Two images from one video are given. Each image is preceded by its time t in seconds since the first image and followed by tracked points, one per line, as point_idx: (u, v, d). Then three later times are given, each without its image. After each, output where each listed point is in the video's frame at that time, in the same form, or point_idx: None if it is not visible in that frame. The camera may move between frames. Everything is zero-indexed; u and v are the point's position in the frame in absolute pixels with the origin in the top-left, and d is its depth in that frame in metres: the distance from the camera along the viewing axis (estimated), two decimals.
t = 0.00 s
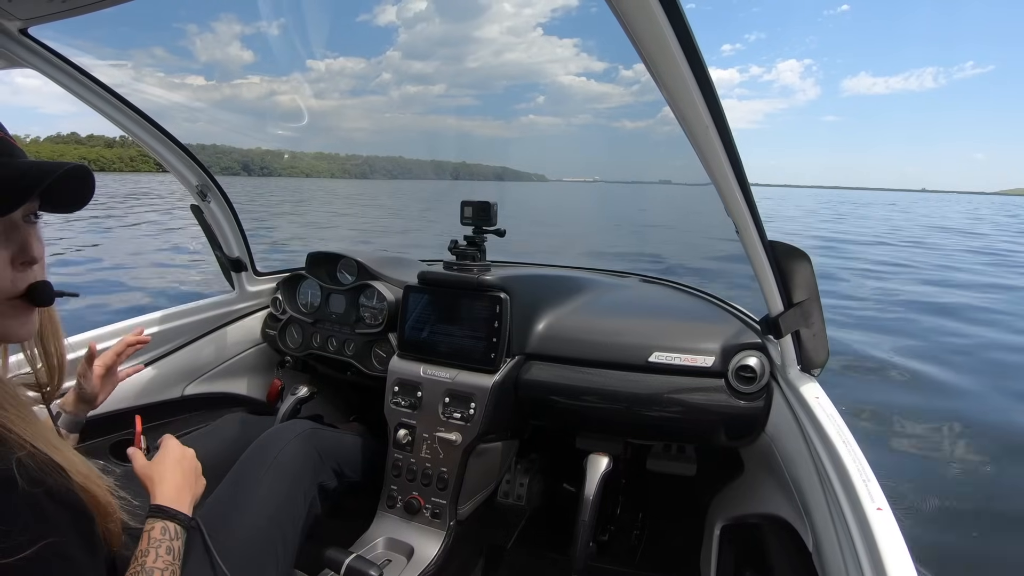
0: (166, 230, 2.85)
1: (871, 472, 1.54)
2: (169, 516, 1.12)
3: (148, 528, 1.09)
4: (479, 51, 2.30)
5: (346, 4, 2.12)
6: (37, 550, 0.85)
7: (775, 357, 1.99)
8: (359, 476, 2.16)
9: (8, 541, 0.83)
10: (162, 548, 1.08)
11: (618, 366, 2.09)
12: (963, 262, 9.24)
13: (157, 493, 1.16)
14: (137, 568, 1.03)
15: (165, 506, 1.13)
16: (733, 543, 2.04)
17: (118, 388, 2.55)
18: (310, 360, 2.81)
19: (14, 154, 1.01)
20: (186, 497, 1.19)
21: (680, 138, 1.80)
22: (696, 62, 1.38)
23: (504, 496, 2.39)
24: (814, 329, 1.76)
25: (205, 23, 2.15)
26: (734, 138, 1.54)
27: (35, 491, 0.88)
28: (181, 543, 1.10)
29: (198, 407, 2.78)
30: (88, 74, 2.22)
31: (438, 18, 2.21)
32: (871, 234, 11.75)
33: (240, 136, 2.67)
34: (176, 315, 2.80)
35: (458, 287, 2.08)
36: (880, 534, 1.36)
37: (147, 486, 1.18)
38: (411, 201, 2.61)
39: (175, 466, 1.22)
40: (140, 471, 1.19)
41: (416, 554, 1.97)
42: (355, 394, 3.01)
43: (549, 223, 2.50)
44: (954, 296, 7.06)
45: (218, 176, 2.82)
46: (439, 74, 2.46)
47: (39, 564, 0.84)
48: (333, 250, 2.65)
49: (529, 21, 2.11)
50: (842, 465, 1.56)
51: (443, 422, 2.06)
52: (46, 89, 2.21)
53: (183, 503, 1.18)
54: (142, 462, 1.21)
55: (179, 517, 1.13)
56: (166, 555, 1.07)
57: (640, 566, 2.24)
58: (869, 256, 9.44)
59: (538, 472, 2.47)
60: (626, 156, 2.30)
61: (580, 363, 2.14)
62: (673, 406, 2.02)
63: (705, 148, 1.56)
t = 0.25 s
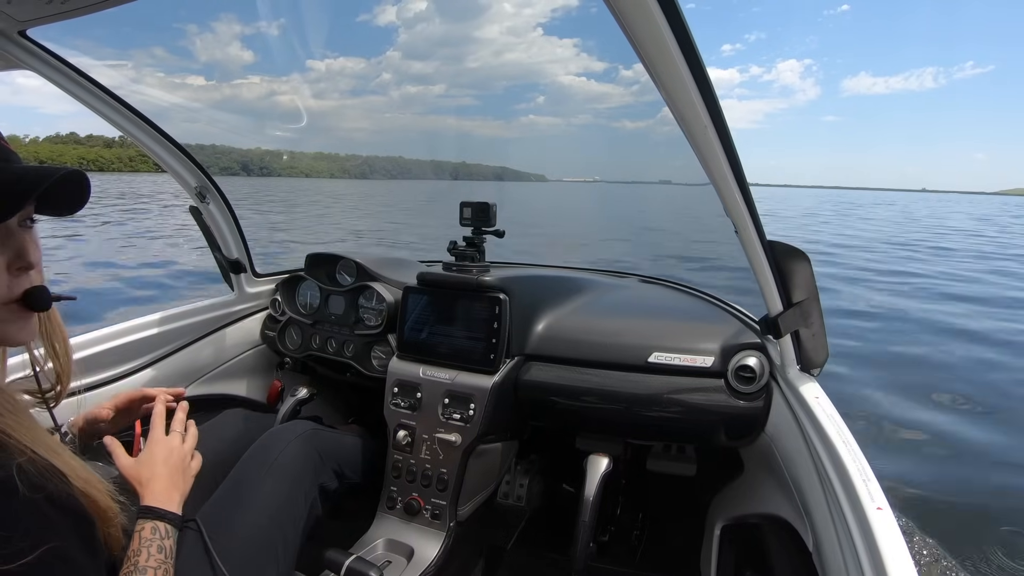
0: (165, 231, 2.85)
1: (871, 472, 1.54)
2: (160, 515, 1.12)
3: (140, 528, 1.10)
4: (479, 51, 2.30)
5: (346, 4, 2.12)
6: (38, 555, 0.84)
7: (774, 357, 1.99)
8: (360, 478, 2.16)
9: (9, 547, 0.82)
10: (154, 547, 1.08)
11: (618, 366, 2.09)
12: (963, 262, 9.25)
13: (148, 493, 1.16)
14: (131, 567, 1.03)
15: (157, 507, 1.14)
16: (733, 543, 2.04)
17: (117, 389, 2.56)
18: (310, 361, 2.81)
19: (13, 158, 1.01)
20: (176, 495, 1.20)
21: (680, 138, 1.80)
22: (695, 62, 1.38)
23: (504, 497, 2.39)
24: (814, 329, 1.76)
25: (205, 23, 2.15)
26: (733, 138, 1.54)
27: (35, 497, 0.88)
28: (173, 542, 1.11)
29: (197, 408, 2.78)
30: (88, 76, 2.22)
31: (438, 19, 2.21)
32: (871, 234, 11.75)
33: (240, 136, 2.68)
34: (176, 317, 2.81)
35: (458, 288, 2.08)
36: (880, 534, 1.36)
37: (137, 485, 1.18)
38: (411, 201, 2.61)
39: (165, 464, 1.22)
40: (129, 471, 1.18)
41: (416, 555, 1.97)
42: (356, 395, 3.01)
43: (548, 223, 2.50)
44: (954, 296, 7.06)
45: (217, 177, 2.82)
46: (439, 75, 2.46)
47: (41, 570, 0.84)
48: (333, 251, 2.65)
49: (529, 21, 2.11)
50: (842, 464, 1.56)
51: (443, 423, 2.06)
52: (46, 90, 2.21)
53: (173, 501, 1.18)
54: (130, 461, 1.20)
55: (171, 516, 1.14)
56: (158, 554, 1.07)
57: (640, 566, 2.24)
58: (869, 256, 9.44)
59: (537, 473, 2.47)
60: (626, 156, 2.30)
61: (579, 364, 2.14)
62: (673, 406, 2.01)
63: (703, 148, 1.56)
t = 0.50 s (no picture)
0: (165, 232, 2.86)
1: (870, 471, 1.54)
2: (162, 518, 1.12)
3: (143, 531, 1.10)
4: (480, 51, 2.30)
5: (346, 4, 2.12)
6: (36, 559, 0.87)
7: (774, 357, 1.99)
8: (360, 478, 2.16)
9: (7, 554, 0.85)
10: (156, 549, 1.08)
11: (617, 366, 2.09)
12: (963, 262, 9.24)
13: (151, 495, 1.16)
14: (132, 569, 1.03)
15: (160, 509, 1.14)
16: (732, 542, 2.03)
17: (117, 389, 2.57)
18: (309, 361, 2.81)
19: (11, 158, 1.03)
20: (179, 496, 1.19)
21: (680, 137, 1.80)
22: (693, 63, 1.38)
23: (504, 497, 2.36)
24: (813, 329, 1.76)
25: (205, 24, 2.15)
26: (731, 138, 1.54)
27: (34, 501, 0.90)
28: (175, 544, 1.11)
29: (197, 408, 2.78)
30: (87, 77, 2.23)
31: (438, 19, 2.21)
32: (871, 233, 11.74)
33: (239, 137, 2.68)
34: (174, 317, 2.82)
35: (457, 288, 2.08)
36: (879, 533, 1.36)
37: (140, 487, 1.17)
38: (411, 201, 2.61)
39: (167, 466, 1.22)
40: (131, 474, 1.18)
41: (416, 555, 1.97)
42: (355, 396, 3.01)
43: (547, 223, 2.50)
44: (955, 296, 7.05)
45: (216, 177, 2.82)
46: (439, 75, 2.46)
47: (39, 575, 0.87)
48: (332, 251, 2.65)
49: (530, 21, 2.11)
50: (841, 463, 1.56)
51: (442, 423, 2.06)
52: (46, 90, 2.21)
53: (176, 503, 1.18)
54: (132, 464, 1.19)
55: (174, 518, 1.14)
56: (159, 556, 1.07)
57: (640, 565, 2.24)
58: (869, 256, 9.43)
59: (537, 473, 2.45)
60: (626, 155, 2.30)
61: (578, 363, 2.14)
62: (672, 406, 2.01)
63: (702, 148, 1.56)
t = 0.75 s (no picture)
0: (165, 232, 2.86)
1: (870, 472, 1.54)
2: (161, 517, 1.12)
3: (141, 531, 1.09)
4: (481, 51, 2.30)
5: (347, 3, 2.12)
6: (36, 559, 0.87)
7: (773, 357, 1.98)
8: (359, 479, 2.16)
9: (8, 552, 0.85)
10: (155, 548, 1.08)
11: (616, 366, 2.09)
12: (964, 262, 9.24)
13: (150, 495, 1.16)
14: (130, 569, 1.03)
15: (159, 509, 1.14)
16: (731, 542, 2.03)
17: (117, 389, 2.57)
18: (309, 361, 2.81)
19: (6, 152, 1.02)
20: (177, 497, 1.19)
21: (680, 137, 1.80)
22: (693, 64, 1.38)
23: (503, 498, 2.31)
24: (812, 329, 1.76)
25: (206, 23, 2.15)
26: (730, 139, 1.54)
27: (35, 500, 0.89)
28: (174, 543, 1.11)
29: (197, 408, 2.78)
30: (87, 78, 2.24)
31: (439, 19, 2.21)
32: (872, 233, 11.73)
33: (240, 137, 2.68)
34: (174, 317, 2.81)
35: (457, 288, 2.08)
36: (877, 534, 1.36)
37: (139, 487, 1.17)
38: (411, 201, 2.61)
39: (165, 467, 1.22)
40: (128, 475, 1.17)
41: (415, 555, 1.97)
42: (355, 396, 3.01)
43: (547, 223, 2.50)
44: (956, 295, 7.05)
45: (216, 176, 2.82)
46: (440, 75, 2.46)
47: None
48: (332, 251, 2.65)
49: (531, 21, 2.10)
50: (840, 464, 1.56)
51: (442, 424, 2.06)
52: (46, 90, 2.22)
53: (173, 503, 1.18)
54: (129, 465, 1.19)
55: (173, 518, 1.13)
56: (158, 555, 1.07)
57: (639, 565, 2.24)
58: (870, 255, 9.42)
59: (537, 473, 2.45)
60: (626, 155, 2.30)
61: (577, 363, 2.14)
62: (672, 406, 2.01)
63: (702, 149, 1.56)
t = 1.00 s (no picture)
0: (165, 232, 2.86)
1: (869, 472, 1.54)
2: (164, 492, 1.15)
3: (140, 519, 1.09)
4: (482, 51, 2.30)
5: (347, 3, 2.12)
6: (36, 542, 0.83)
7: (773, 357, 1.98)
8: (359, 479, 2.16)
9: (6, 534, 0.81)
10: (161, 523, 1.10)
11: (616, 367, 2.09)
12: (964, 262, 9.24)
13: (156, 471, 1.19)
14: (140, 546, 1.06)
15: (161, 482, 1.17)
16: (730, 543, 2.03)
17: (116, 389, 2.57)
18: (309, 361, 2.81)
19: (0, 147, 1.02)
20: (182, 469, 1.22)
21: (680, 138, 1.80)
22: (693, 65, 1.38)
23: (503, 498, 2.31)
24: (812, 329, 1.76)
25: (207, 23, 2.15)
26: (731, 140, 1.54)
27: (33, 486, 0.86)
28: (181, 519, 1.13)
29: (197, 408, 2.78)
30: (87, 78, 2.24)
31: (440, 18, 2.21)
32: (873, 233, 11.73)
33: (240, 137, 2.68)
34: (175, 317, 2.81)
35: (457, 288, 2.08)
36: (877, 534, 1.36)
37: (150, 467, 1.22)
38: (411, 201, 2.61)
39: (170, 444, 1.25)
40: (140, 458, 1.23)
41: (415, 555, 1.97)
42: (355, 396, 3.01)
43: (547, 224, 2.50)
44: (956, 295, 7.05)
45: (216, 176, 2.82)
46: (440, 75, 2.46)
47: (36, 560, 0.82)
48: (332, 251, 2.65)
49: (531, 20, 2.10)
50: (840, 464, 1.56)
51: (441, 424, 2.06)
52: (47, 90, 2.22)
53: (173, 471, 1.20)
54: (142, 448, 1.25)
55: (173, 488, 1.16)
56: (164, 530, 1.10)
57: (638, 566, 2.24)
58: (870, 255, 9.42)
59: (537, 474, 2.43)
60: (627, 155, 2.29)
61: (577, 364, 2.14)
62: (671, 406, 2.01)
63: (702, 149, 1.56)
